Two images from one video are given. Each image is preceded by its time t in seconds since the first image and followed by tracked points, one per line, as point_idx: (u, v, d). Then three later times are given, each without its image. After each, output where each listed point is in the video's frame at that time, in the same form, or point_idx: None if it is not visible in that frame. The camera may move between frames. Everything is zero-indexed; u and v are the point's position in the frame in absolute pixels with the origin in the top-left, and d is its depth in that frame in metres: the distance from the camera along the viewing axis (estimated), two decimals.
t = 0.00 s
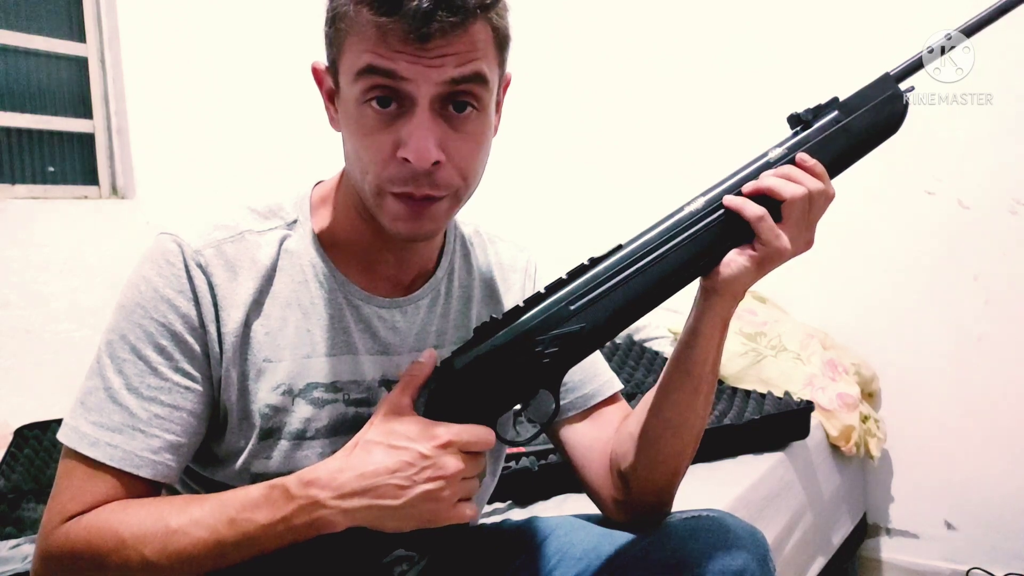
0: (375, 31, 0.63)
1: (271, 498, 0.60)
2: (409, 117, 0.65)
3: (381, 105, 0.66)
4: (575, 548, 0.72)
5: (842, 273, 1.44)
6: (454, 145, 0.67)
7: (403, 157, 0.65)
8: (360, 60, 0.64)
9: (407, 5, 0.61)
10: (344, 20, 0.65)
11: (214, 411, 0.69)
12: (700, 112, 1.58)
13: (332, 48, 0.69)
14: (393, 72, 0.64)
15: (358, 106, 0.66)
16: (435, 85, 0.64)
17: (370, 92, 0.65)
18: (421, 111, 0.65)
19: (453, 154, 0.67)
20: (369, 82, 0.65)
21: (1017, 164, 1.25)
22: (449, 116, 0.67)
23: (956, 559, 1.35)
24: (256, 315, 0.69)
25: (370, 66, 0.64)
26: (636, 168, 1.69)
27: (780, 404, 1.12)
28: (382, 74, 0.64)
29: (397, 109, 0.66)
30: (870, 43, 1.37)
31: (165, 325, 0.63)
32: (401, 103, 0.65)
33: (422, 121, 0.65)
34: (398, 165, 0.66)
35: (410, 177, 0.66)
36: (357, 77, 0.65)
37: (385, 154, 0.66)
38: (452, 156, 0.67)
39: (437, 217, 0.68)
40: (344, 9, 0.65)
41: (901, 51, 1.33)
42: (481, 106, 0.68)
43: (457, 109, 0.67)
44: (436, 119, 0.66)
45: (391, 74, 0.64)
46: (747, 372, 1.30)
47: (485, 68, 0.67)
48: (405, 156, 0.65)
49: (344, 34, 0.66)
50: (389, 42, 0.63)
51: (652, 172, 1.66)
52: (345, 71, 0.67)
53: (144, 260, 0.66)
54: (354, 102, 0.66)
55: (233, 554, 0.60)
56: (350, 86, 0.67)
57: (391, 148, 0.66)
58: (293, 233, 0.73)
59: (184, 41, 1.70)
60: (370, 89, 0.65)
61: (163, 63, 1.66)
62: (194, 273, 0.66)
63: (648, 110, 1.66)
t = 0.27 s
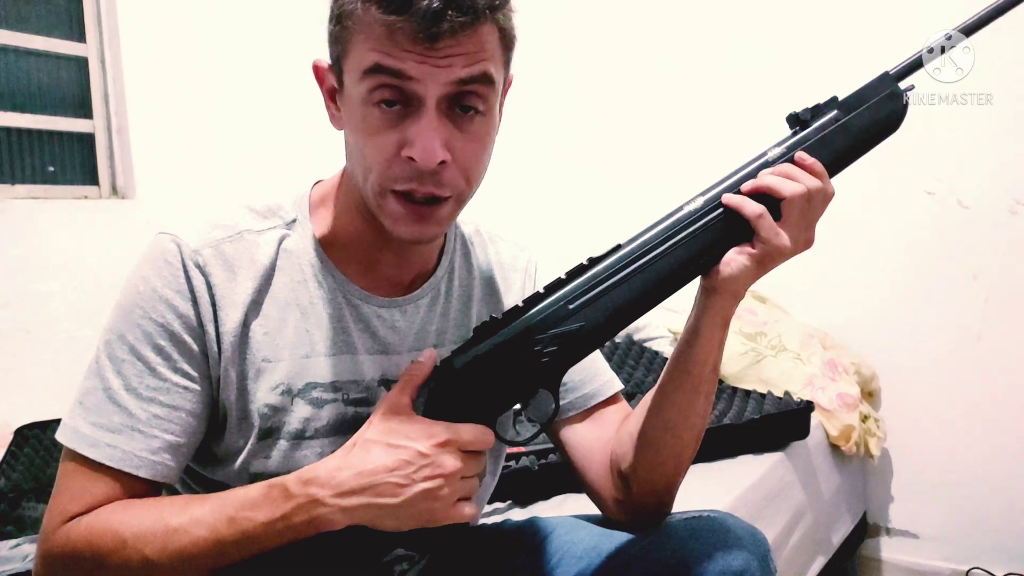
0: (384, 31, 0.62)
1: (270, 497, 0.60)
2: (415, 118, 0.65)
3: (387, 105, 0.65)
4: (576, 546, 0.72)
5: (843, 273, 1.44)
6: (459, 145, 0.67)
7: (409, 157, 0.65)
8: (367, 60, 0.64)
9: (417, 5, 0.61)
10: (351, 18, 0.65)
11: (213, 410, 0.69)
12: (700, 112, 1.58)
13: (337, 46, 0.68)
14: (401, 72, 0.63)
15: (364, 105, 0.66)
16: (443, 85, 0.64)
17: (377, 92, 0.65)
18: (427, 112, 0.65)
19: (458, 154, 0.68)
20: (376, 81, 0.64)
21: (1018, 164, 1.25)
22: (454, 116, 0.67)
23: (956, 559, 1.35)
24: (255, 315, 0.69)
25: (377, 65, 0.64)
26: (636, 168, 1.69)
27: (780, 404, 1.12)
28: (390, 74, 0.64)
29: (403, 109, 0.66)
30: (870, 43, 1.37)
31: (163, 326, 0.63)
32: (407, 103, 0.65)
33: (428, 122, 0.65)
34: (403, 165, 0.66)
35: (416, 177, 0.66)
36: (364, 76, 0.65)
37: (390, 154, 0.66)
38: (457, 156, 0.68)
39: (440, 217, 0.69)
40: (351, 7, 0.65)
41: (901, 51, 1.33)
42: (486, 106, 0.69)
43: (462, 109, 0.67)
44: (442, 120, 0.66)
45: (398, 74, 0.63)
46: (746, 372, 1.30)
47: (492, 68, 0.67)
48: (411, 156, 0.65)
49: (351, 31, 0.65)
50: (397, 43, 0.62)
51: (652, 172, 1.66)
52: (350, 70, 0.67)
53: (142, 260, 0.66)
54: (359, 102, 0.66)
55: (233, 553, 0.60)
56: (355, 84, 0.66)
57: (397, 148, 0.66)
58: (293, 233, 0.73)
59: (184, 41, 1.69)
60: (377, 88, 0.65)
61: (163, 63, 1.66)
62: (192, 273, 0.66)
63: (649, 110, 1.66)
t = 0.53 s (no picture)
0: (399, 33, 0.62)
1: (272, 496, 0.60)
2: (428, 119, 0.65)
3: (399, 106, 0.65)
4: (575, 548, 0.72)
5: (843, 273, 1.43)
6: (470, 147, 0.68)
7: (422, 158, 0.65)
8: (381, 61, 0.64)
9: (435, 8, 0.61)
10: (364, 19, 0.64)
11: (214, 409, 0.69)
12: (700, 112, 1.58)
13: (346, 47, 0.68)
14: (416, 74, 0.63)
15: (375, 106, 0.66)
16: (456, 87, 0.64)
17: (390, 93, 0.65)
18: (441, 113, 0.65)
19: (469, 156, 0.68)
20: (390, 82, 0.64)
21: (1017, 164, 1.25)
22: (465, 118, 0.67)
23: (956, 559, 1.35)
24: (256, 313, 0.69)
25: (391, 66, 0.64)
26: (636, 168, 1.69)
27: (780, 404, 1.12)
28: (404, 75, 0.64)
29: (415, 110, 0.66)
30: (870, 43, 1.37)
31: (165, 323, 0.63)
32: (420, 105, 0.65)
33: (442, 123, 0.65)
34: (414, 167, 0.66)
35: (427, 179, 0.66)
36: (377, 77, 0.65)
37: (401, 154, 0.66)
38: (467, 158, 0.68)
39: (448, 219, 0.69)
40: (364, 8, 0.65)
41: (901, 51, 1.34)
42: (496, 109, 0.69)
43: (473, 111, 0.68)
44: (454, 122, 0.66)
45: (413, 75, 0.63)
46: (746, 372, 1.30)
47: (503, 71, 0.67)
48: (424, 157, 0.65)
49: (364, 32, 0.65)
50: (413, 45, 0.62)
51: (652, 172, 1.66)
52: (361, 71, 0.66)
53: (144, 258, 0.66)
54: (370, 103, 0.66)
55: (234, 553, 0.60)
56: (367, 85, 0.66)
57: (408, 149, 0.66)
58: (294, 232, 0.73)
59: (184, 41, 1.69)
60: (390, 89, 0.65)
61: (163, 63, 1.66)
62: (194, 271, 0.66)
63: (649, 110, 1.66)
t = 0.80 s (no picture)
0: (420, 21, 0.63)
1: (275, 490, 0.60)
2: (451, 108, 0.65)
3: (420, 95, 0.65)
4: (575, 547, 0.73)
5: (843, 273, 1.44)
6: (488, 135, 0.68)
7: (447, 146, 0.65)
8: (403, 51, 0.64)
9: None
10: (382, 12, 0.65)
11: (217, 406, 0.69)
12: (700, 112, 1.59)
13: (360, 43, 0.68)
14: (439, 62, 0.64)
15: (396, 98, 0.66)
16: (477, 75, 0.65)
17: (412, 83, 0.65)
18: (463, 102, 0.66)
19: (488, 144, 0.68)
20: (412, 72, 0.65)
21: (1017, 164, 1.25)
22: (484, 107, 0.68)
23: (956, 559, 1.35)
24: (260, 311, 0.69)
25: (413, 56, 0.64)
26: (636, 168, 1.69)
27: (780, 404, 1.12)
28: (426, 64, 0.64)
29: (436, 100, 0.66)
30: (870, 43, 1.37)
31: (170, 321, 0.64)
32: (440, 94, 0.66)
33: (464, 111, 0.65)
34: (438, 156, 0.66)
35: (451, 167, 0.66)
36: (398, 68, 0.65)
37: (424, 145, 0.66)
38: (487, 147, 0.68)
39: (469, 210, 0.69)
40: (380, 3, 0.65)
41: (900, 52, 1.34)
42: (510, 97, 0.70)
43: (490, 100, 0.68)
44: (475, 110, 0.67)
45: (436, 63, 0.64)
46: (746, 372, 1.30)
47: (516, 61, 0.69)
48: (449, 145, 0.65)
49: (382, 25, 0.65)
50: (434, 33, 0.63)
51: (652, 172, 1.66)
52: (379, 64, 0.67)
53: (149, 256, 0.66)
54: (390, 94, 0.66)
55: (237, 546, 0.60)
56: (386, 77, 0.66)
57: (431, 139, 0.65)
58: (297, 232, 0.73)
59: (184, 40, 1.69)
60: (412, 79, 0.65)
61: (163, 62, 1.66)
62: (199, 270, 0.66)
63: (649, 111, 1.66)
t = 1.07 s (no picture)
0: (438, 21, 0.63)
1: (276, 485, 0.60)
2: (467, 106, 0.66)
3: (436, 95, 0.66)
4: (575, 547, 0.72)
5: (842, 273, 1.43)
6: (502, 134, 0.69)
7: (464, 144, 0.65)
8: (420, 50, 0.64)
9: None
10: (398, 12, 0.65)
11: (219, 406, 0.69)
12: (700, 112, 1.58)
13: (372, 44, 0.68)
14: (457, 61, 0.64)
15: (410, 97, 0.66)
16: (493, 74, 0.66)
17: (429, 82, 0.65)
18: (478, 101, 0.66)
19: (501, 143, 0.69)
20: (429, 71, 0.65)
21: (1018, 164, 1.25)
22: (496, 105, 0.68)
23: (955, 559, 1.35)
24: (261, 311, 0.69)
25: (430, 55, 0.64)
26: (636, 168, 1.69)
27: (780, 404, 1.12)
28: (444, 63, 0.64)
29: (451, 98, 0.66)
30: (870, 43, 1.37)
31: (171, 320, 0.64)
32: (456, 93, 0.66)
33: (480, 110, 0.66)
34: (454, 154, 0.66)
35: (466, 164, 0.66)
36: (415, 67, 0.65)
37: (440, 143, 0.65)
38: (500, 145, 0.69)
39: (481, 207, 0.69)
40: (394, 3, 0.65)
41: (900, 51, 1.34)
42: (520, 96, 0.71)
43: (502, 99, 0.69)
44: (489, 109, 0.67)
45: (453, 62, 0.64)
46: (746, 372, 1.30)
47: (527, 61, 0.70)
48: (467, 143, 0.65)
49: (398, 25, 0.65)
50: (453, 32, 0.63)
51: (652, 172, 1.66)
52: (394, 63, 0.66)
53: (150, 256, 0.66)
54: (405, 93, 0.66)
55: (239, 542, 0.60)
56: (402, 77, 0.66)
57: (448, 137, 0.65)
58: (298, 232, 0.73)
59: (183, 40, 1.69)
60: (429, 78, 0.65)
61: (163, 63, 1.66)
62: (200, 269, 0.66)
63: (649, 110, 1.66)
